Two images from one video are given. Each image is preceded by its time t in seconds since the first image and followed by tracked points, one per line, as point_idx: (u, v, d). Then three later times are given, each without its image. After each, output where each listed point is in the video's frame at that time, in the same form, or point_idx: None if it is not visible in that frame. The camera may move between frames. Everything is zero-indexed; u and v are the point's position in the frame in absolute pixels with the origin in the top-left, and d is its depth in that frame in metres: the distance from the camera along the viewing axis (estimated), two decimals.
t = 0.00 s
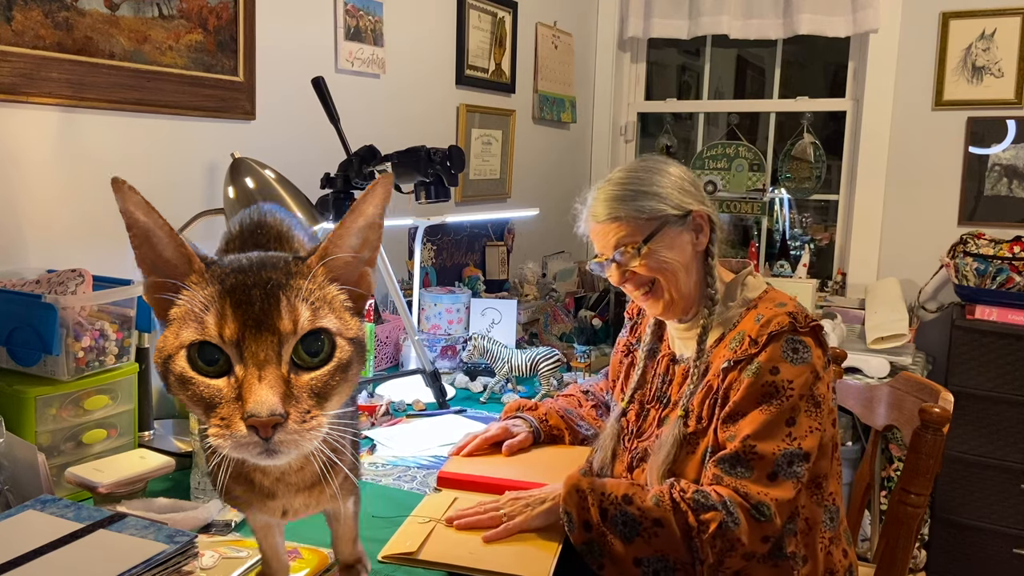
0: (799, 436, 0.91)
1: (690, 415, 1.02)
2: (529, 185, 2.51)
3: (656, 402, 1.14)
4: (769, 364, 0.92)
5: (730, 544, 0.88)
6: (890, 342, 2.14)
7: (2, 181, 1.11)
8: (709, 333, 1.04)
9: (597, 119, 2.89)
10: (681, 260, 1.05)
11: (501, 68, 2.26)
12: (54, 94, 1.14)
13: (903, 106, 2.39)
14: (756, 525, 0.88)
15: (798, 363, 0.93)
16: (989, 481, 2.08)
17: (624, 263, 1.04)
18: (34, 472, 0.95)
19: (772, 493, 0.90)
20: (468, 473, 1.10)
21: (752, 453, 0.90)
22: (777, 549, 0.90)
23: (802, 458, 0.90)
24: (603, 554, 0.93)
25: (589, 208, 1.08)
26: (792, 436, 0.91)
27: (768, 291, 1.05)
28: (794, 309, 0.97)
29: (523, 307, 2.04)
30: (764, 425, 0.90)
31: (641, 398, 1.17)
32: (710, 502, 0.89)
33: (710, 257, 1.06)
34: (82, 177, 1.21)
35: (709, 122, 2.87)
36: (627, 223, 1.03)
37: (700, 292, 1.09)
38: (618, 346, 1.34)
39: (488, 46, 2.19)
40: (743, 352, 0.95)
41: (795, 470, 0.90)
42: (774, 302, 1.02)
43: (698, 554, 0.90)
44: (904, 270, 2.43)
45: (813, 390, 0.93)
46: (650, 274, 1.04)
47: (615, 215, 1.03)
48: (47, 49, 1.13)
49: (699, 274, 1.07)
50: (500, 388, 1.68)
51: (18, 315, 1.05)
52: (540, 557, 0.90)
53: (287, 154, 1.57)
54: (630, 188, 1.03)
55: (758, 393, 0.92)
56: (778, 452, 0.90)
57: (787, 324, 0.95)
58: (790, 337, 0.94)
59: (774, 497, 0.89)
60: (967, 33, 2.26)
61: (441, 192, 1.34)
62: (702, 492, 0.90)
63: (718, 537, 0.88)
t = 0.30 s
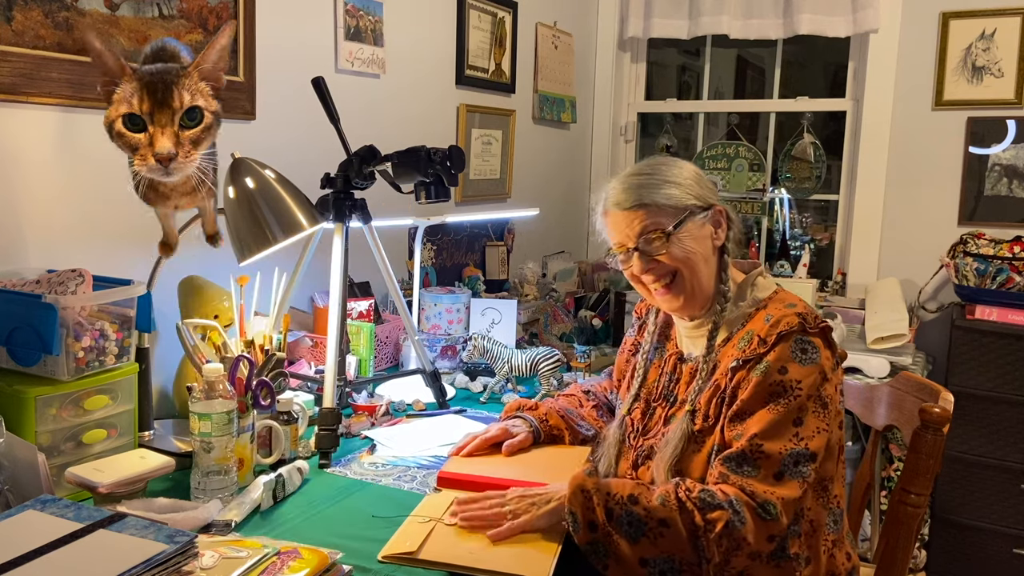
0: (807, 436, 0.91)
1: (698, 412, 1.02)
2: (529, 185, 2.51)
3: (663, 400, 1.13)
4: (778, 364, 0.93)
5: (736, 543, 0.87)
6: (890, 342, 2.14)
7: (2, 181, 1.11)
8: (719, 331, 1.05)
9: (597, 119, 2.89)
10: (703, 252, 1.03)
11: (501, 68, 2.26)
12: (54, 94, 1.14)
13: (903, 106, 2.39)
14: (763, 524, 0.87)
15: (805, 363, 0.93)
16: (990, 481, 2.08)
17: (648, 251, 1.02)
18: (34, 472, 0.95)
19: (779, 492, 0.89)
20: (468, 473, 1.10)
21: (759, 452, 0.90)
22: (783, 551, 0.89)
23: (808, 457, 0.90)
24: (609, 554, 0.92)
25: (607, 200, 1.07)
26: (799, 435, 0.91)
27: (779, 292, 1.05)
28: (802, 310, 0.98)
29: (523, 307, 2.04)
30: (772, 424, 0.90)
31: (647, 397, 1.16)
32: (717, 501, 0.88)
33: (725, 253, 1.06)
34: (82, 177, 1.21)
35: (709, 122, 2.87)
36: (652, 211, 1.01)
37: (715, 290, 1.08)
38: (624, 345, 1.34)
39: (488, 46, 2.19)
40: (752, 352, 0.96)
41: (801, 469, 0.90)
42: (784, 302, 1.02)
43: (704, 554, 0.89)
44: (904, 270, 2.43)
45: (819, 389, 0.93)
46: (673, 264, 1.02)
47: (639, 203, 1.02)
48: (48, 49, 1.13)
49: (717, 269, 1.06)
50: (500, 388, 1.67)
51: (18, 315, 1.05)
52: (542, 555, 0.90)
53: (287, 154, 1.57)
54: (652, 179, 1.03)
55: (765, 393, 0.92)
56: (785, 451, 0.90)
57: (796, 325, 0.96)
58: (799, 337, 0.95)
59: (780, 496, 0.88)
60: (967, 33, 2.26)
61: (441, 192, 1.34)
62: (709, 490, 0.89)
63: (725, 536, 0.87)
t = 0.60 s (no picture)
0: (844, 441, 0.88)
1: (711, 411, 1.01)
2: (529, 184, 2.51)
3: (665, 395, 1.13)
4: (806, 365, 0.91)
5: (794, 551, 0.82)
6: (890, 342, 2.14)
7: (2, 181, 1.11)
8: (731, 329, 1.04)
9: (597, 119, 2.89)
10: (722, 246, 1.05)
11: (501, 68, 2.26)
12: (54, 94, 1.14)
13: (903, 106, 2.39)
14: (819, 533, 0.84)
15: (835, 364, 0.91)
16: (990, 481, 2.08)
17: (672, 236, 1.03)
18: (34, 472, 0.95)
19: (829, 499, 0.85)
20: (468, 473, 1.10)
21: (807, 460, 0.86)
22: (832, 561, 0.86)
23: (849, 463, 0.87)
24: (665, 547, 0.82)
25: (632, 183, 1.08)
26: (838, 440, 0.88)
27: (790, 292, 1.05)
28: (823, 312, 0.97)
29: (523, 307, 2.04)
30: (815, 428, 0.88)
31: (648, 393, 1.17)
32: (779, 506, 0.83)
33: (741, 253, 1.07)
34: (82, 177, 1.21)
35: (709, 122, 2.88)
36: (681, 195, 1.03)
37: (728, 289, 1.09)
38: (627, 343, 1.34)
39: (488, 46, 2.19)
40: (774, 352, 0.94)
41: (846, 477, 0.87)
42: (798, 302, 1.02)
43: (760, 560, 0.82)
44: (904, 270, 2.43)
45: (852, 393, 0.91)
46: (695, 253, 1.03)
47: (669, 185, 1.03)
48: (48, 49, 1.13)
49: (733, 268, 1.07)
50: (500, 388, 1.67)
51: (18, 315, 1.05)
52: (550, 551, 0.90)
53: (287, 154, 1.57)
54: (681, 166, 1.05)
55: (801, 398, 0.90)
56: (830, 456, 0.87)
57: (817, 324, 0.94)
58: (821, 337, 0.93)
59: (834, 504, 0.85)
60: (967, 33, 2.26)
61: (441, 192, 1.34)
62: (769, 494, 0.84)
63: (785, 543, 0.82)
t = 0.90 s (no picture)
0: (863, 443, 0.92)
1: (722, 409, 1.04)
2: (529, 184, 2.51)
3: (671, 390, 1.14)
4: (826, 367, 0.95)
5: (825, 549, 0.87)
6: (890, 342, 2.14)
7: (2, 181, 1.11)
8: (744, 326, 1.07)
9: (597, 119, 2.89)
10: (744, 243, 1.09)
11: (501, 68, 2.26)
12: (54, 94, 1.14)
13: (903, 106, 2.39)
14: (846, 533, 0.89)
15: (851, 366, 0.95)
16: (990, 481, 2.08)
17: (697, 225, 1.07)
18: (34, 472, 0.95)
19: (855, 501, 0.90)
20: (468, 473, 1.10)
21: (836, 464, 0.90)
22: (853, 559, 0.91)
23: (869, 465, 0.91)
24: (708, 529, 0.87)
25: (660, 171, 1.12)
26: (858, 443, 0.92)
27: (803, 293, 1.08)
28: (836, 313, 1.01)
29: (523, 307, 2.04)
30: (839, 431, 0.91)
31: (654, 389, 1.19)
32: (817, 505, 0.88)
33: (760, 252, 1.11)
34: (82, 177, 1.21)
35: (709, 122, 2.88)
36: (711, 186, 1.07)
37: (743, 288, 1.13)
38: (631, 339, 1.35)
39: (488, 47, 2.19)
40: (791, 352, 0.97)
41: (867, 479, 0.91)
42: (812, 302, 1.05)
43: (795, 555, 0.88)
44: (904, 270, 2.43)
45: (866, 394, 0.95)
46: (717, 245, 1.08)
47: (700, 175, 1.08)
48: (48, 49, 1.13)
49: (750, 266, 1.11)
50: (500, 388, 1.68)
51: (18, 315, 1.05)
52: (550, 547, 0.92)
53: (287, 154, 1.57)
54: (712, 161, 1.09)
55: (823, 401, 0.93)
56: (855, 460, 0.90)
57: (834, 327, 0.98)
58: (837, 339, 0.97)
59: (859, 505, 0.90)
60: (967, 33, 2.26)
61: (441, 192, 1.34)
62: (808, 494, 0.88)
63: (819, 541, 0.87)
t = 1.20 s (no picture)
0: (870, 448, 0.93)
1: (729, 409, 1.04)
2: (529, 184, 2.51)
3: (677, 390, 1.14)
4: (837, 372, 0.95)
5: (835, 548, 0.88)
6: (890, 342, 2.14)
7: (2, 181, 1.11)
8: (754, 328, 1.07)
9: (597, 119, 2.89)
10: (763, 243, 1.11)
11: (501, 68, 2.26)
12: (54, 94, 1.14)
13: (903, 106, 2.39)
14: (855, 536, 0.89)
15: (861, 372, 0.96)
16: (990, 481, 2.08)
17: (719, 220, 1.09)
18: (34, 472, 0.95)
19: (863, 505, 0.90)
20: (468, 473, 1.10)
21: (847, 468, 0.90)
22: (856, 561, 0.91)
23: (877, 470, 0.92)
24: (726, 506, 0.87)
25: (687, 162, 1.14)
26: (866, 449, 0.92)
27: (814, 297, 1.08)
28: (847, 318, 1.01)
29: (523, 307, 2.04)
30: (849, 436, 0.92)
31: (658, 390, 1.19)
32: (831, 503, 0.88)
33: (776, 253, 1.13)
34: (82, 177, 1.21)
35: (709, 122, 2.88)
36: (735, 183, 1.09)
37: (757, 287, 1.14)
38: (636, 336, 1.35)
39: (488, 46, 2.19)
40: (801, 356, 0.97)
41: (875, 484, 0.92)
42: (822, 307, 1.05)
43: (803, 548, 0.88)
44: (904, 270, 2.43)
45: (874, 400, 0.95)
46: (737, 242, 1.09)
47: (728, 170, 1.10)
48: (48, 49, 1.13)
49: (766, 266, 1.12)
50: (500, 388, 1.68)
51: (18, 315, 1.05)
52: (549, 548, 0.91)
53: (287, 154, 1.57)
54: (738, 157, 1.11)
55: (833, 405, 0.93)
56: (865, 466, 0.91)
57: (845, 332, 0.98)
58: (848, 344, 0.97)
59: (867, 509, 0.90)
60: (967, 33, 2.26)
61: (441, 192, 1.34)
62: (824, 492, 0.89)
63: (830, 541, 0.87)
